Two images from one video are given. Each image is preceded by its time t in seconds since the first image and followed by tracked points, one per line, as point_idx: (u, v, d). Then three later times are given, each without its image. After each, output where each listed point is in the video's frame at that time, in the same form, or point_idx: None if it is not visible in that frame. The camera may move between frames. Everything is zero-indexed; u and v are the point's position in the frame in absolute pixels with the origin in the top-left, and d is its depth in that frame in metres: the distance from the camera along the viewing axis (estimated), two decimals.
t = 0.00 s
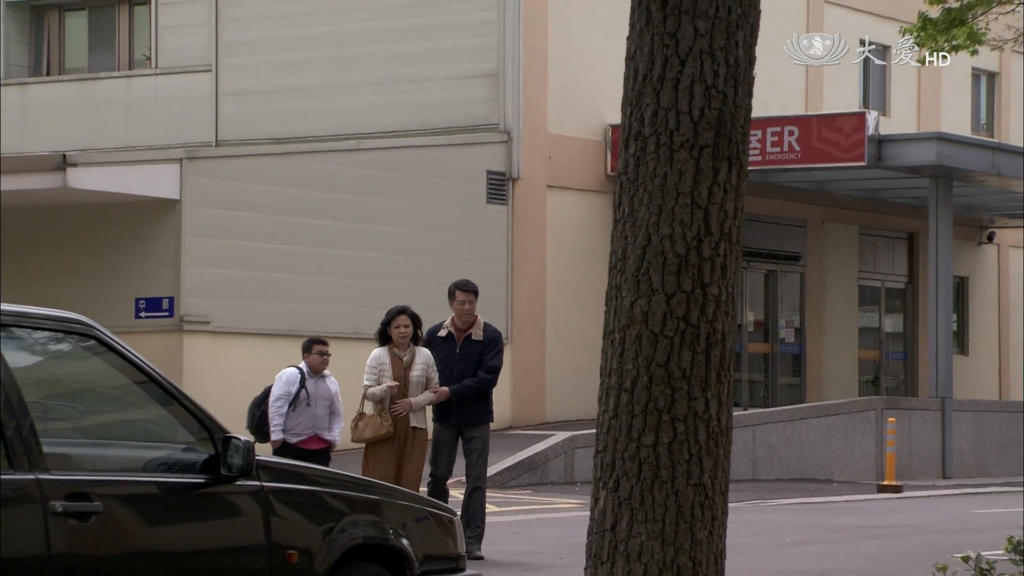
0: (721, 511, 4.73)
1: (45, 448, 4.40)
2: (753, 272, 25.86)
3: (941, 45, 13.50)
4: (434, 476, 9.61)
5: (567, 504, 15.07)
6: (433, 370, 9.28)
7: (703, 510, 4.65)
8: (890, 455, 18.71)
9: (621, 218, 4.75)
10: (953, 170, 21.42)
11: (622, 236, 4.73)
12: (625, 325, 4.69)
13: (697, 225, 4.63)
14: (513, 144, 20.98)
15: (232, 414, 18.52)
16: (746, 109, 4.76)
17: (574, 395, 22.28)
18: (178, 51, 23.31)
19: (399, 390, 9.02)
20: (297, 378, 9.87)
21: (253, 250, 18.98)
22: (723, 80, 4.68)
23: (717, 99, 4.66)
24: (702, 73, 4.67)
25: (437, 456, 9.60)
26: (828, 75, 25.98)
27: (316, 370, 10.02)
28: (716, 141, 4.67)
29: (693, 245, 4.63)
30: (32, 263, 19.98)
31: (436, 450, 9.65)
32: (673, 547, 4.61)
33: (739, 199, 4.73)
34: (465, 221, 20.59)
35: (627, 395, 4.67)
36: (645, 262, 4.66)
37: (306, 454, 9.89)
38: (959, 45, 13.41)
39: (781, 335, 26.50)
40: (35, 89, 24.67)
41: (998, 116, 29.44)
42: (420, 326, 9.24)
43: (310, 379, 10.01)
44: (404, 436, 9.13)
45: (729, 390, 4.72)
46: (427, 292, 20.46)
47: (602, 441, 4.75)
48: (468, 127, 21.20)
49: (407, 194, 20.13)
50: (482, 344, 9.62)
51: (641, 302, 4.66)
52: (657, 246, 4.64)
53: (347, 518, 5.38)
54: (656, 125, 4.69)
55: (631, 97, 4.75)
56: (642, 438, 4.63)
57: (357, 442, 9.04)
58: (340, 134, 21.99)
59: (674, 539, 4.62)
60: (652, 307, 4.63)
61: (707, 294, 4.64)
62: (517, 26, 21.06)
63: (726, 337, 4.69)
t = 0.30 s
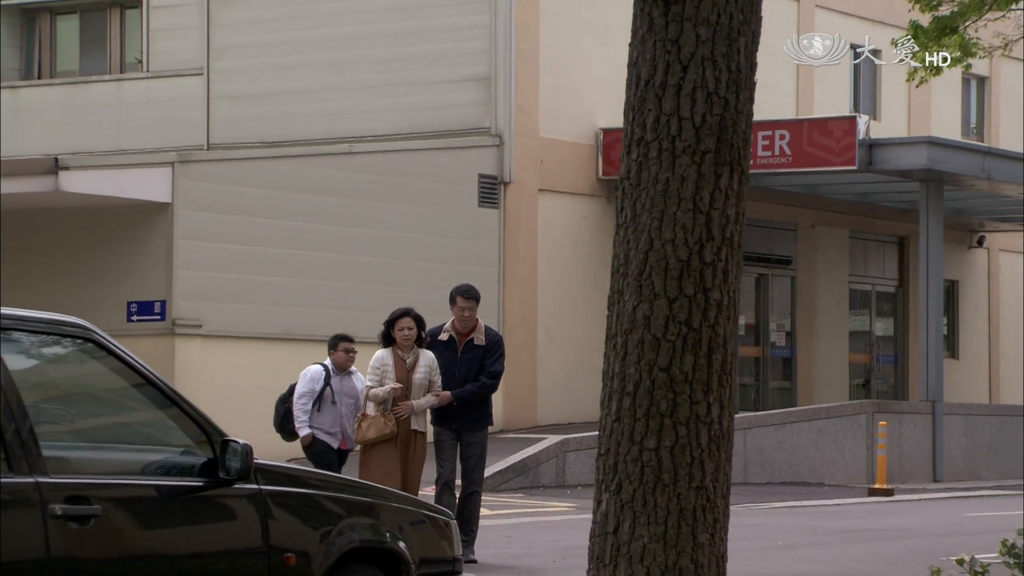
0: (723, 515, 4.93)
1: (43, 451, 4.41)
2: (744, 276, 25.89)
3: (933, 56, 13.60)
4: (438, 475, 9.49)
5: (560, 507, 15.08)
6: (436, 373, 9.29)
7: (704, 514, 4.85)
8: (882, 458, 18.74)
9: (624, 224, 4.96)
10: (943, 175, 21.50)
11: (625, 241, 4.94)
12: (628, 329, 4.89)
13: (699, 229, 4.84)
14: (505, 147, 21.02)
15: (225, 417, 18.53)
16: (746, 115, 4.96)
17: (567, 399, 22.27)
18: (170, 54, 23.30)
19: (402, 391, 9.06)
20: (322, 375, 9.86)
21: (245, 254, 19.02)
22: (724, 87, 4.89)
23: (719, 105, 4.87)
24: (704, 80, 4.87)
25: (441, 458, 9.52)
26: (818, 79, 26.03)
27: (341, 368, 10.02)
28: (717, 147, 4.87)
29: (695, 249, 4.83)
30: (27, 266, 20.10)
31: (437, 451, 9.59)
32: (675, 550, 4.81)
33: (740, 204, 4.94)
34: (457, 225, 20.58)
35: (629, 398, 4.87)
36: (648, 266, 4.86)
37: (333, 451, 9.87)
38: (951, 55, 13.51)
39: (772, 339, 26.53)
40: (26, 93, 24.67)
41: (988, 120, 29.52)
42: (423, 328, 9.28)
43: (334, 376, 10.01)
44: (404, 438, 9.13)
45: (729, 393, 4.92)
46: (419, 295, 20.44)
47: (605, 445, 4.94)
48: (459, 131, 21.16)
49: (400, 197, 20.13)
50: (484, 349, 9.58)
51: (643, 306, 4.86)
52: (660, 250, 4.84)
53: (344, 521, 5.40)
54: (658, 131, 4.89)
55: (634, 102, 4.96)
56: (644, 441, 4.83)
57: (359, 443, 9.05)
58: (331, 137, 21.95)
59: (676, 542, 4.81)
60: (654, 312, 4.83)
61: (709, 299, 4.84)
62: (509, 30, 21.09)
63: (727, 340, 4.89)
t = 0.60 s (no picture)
0: (724, 516, 5.06)
1: (43, 452, 4.43)
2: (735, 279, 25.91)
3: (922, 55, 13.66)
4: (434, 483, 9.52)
5: (552, 509, 15.09)
6: (432, 376, 9.19)
7: (706, 516, 4.99)
8: (873, 461, 18.78)
9: (626, 227, 5.11)
10: (934, 178, 21.56)
11: (627, 243, 5.10)
12: (630, 331, 5.04)
13: (701, 232, 4.99)
14: (496, 150, 20.90)
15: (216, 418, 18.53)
16: (747, 120, 5.12)
17: (558, 401, 22.27)
18: (161, 57, 23.30)
19: (401, 396, 8.95)
20: (349, 374, 9.55)
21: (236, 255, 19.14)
22: (726, 91, 5.05)
23: (720, 109, 5.03)
24: (706, 84, 5.03)
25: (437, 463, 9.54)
26: (808, 82, 26.06)
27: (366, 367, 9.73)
28: (719, 151, 5.02)
29: (697, 252, 4.99)
30: (25, 268, 20.47)
31: (432, 457, 9.59)
32: (677, 552, 4.94)
33: (742, 207, 5.10)
34: (450, 229, 20.53)
35: (632, 400, 5.01)
36: (650, 269, 5.02)
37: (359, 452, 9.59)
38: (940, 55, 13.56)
39: (762, 341, 26.54)
40: (16, 94, 24.65)
41: (978, 122, 29.61)
42: (419, 332, 9.16)
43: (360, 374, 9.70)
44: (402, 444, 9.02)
45: (730, 396, 5.07)
46: (412, 297, 20.39)
47: (608, 447, 5.08)
48: (451, 134, 21.16)
49: (392, 200, 20.15)
50: (478, 350, 9.62)
51: (645, 309, 5.01)
52: (662, 253, 5.00)
53: (341, 523, 5.41)
54: (660, 135, 5.05)
55: (636, 107, 5.12)
56: (646, 444, 4.97)
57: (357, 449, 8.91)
58: (323, 140, 21.94)
59: (678, 544, 4.95)
60: (656, 314, 4.98)
61: (710, 301, 4.99)
62: (500, 32, 21.05)
63: (728, 343, 5.04)
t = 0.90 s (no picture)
0: (726, 516, 5.16)
1: (43, 453, 4.43)
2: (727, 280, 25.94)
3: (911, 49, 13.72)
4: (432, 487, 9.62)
5: (545, 510, 15.11)
6: (429, 375, 9.19)
7: (709, 515, 5.08)
8: (865, 462, 18.81)
9: (629, 230, 5.21)
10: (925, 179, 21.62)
11: (630, 246, 5.20)
12: (633, 333, 5.13)
13: (704, 234, 5.09)
14: (489, 152, 20.87)
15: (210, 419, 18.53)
16: (750, 123, 5.22)
17: (551, 402, 22.28)
18: (153, 58, 23.27)
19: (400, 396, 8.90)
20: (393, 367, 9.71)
21: (229, 256, 19.13)
22: (729, 94, 5.15)
23: (723, 112, 5.13)
24: (709, 88, 5.13)
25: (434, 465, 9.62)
26: (800, 83, 26.10)
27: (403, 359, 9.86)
28: (721, 154, 5.13)
29: (700, 255, 5.08)
30: (19, 268, 20.53)
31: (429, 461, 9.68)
32: (680, 551, 5.04)
33: (744, 210, 5.20)
34: (443, 230, 20.55)
35: (635, 401, 5.11)
36: (653, 271, 5.11)
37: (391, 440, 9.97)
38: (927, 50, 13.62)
39: (755, 343, 26.57)
40: (8, 95, 24.64)
41: (969, 123, 29.69)
42: (414, 332, 9.14)
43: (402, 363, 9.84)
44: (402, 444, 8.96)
45: (732, 397, 5.17)
46: (405, 298, 20.40)
47: (611, 447, 5.18)
48: (443, 134, 21.15)
49: (385, 201, 20.16)
50: (475, 349, 9.68)
51: (648, 311, 5.10)
52: (665, 254, 5.10)
53: (339, 524, 5.43)
54: (663, 138, 5.15)
55: (639, 109, 5.23)
56: (649, 444, 5.07)
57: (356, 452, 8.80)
58: (315, 141, 21.94)
59: (681, 544, 5.05)
60: (659, 316, 5.08)
61: (713, 302, 5.09)
62: (493, 34, 21.06)
63: (730, 344, 5.14)
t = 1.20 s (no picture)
0: (728, 516, 5.19)
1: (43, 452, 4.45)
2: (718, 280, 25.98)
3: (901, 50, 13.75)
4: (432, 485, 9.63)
5: (538, 510, 15.13)
6: (430, 375, 9.17)
7: (711, 515, 5.11)
8: (856, 461, 18.84)
9: (632, 231, 5.24)
10: (915, 180, 21.67)
11: (633, 247, 5.23)
12: (636, 334, 5.16)
13: (707, 235, 5.12)
14: (481, 152, 20.88)
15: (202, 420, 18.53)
16: (752, 124, 5.25)
17: (543, 402, 22.29)
18: (144, 58, 23.24)
19: (398, 398, 8.89)
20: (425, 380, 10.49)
21: (221, 256, 19.14)
22: (731, 97, 5.17)
23: (725, 114, 5.16)
24: (711, 90, 5.16)
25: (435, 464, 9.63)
26: (792, 84, 26.17)
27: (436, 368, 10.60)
28: (724, 155, 5.15)
29: (703, 256, 5.11)
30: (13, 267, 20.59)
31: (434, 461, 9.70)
32: (682, 551, 5.07)
33: (745, 211, 5.22)
34: (435, 230, 20.55)
35: (638, 401, 5.14)
36: (656, 271, 5.14)
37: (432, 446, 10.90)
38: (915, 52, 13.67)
39: (746, 343, 26.61)
40: None
41: (960, 123, 29.75)
42: (413, 332, 9.14)
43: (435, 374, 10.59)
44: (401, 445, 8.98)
45: (735, 397, 5.20)
46: (396, 298, 20.40)
47: (614, 447, 5.21)
48: (434, 134, 21.13)
49: (377, 201, 20.17)
50: (479, 350, 9.67)
51: (651, 311, 5.13)
52: (668, 255, 5.13)
53: (336, 523, 5.45)
54: (665, 140, 5.18)
55: (642, 112, 5.25)
56: (652, 444, 5.10)
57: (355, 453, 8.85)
58: (307, 141, 21.93)
59: (683, 543, 5.07)
60: (662, 316, 5.11)
61: (715, 303, 5.12)
62: (485, 34, 21.07)
63: (733, 344, 5.17)
